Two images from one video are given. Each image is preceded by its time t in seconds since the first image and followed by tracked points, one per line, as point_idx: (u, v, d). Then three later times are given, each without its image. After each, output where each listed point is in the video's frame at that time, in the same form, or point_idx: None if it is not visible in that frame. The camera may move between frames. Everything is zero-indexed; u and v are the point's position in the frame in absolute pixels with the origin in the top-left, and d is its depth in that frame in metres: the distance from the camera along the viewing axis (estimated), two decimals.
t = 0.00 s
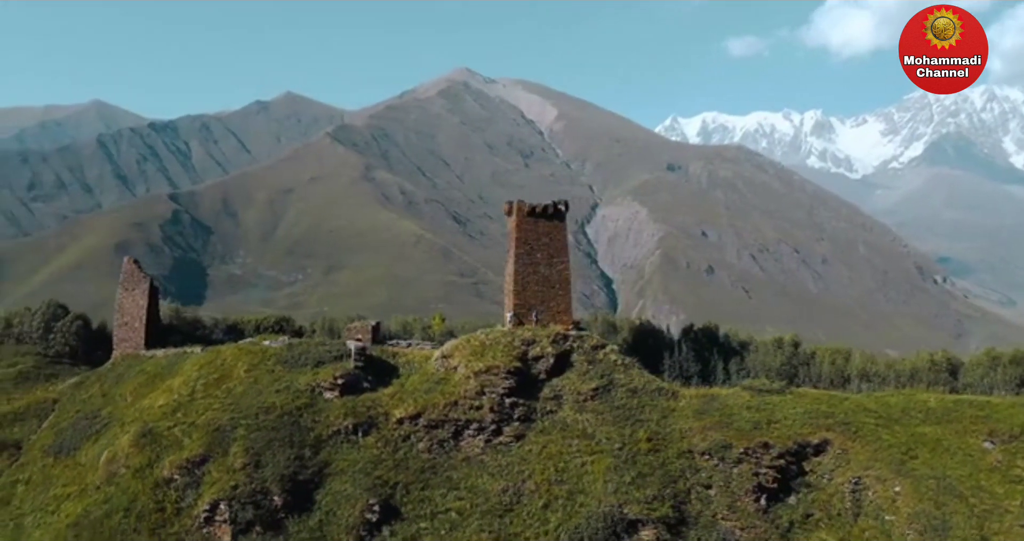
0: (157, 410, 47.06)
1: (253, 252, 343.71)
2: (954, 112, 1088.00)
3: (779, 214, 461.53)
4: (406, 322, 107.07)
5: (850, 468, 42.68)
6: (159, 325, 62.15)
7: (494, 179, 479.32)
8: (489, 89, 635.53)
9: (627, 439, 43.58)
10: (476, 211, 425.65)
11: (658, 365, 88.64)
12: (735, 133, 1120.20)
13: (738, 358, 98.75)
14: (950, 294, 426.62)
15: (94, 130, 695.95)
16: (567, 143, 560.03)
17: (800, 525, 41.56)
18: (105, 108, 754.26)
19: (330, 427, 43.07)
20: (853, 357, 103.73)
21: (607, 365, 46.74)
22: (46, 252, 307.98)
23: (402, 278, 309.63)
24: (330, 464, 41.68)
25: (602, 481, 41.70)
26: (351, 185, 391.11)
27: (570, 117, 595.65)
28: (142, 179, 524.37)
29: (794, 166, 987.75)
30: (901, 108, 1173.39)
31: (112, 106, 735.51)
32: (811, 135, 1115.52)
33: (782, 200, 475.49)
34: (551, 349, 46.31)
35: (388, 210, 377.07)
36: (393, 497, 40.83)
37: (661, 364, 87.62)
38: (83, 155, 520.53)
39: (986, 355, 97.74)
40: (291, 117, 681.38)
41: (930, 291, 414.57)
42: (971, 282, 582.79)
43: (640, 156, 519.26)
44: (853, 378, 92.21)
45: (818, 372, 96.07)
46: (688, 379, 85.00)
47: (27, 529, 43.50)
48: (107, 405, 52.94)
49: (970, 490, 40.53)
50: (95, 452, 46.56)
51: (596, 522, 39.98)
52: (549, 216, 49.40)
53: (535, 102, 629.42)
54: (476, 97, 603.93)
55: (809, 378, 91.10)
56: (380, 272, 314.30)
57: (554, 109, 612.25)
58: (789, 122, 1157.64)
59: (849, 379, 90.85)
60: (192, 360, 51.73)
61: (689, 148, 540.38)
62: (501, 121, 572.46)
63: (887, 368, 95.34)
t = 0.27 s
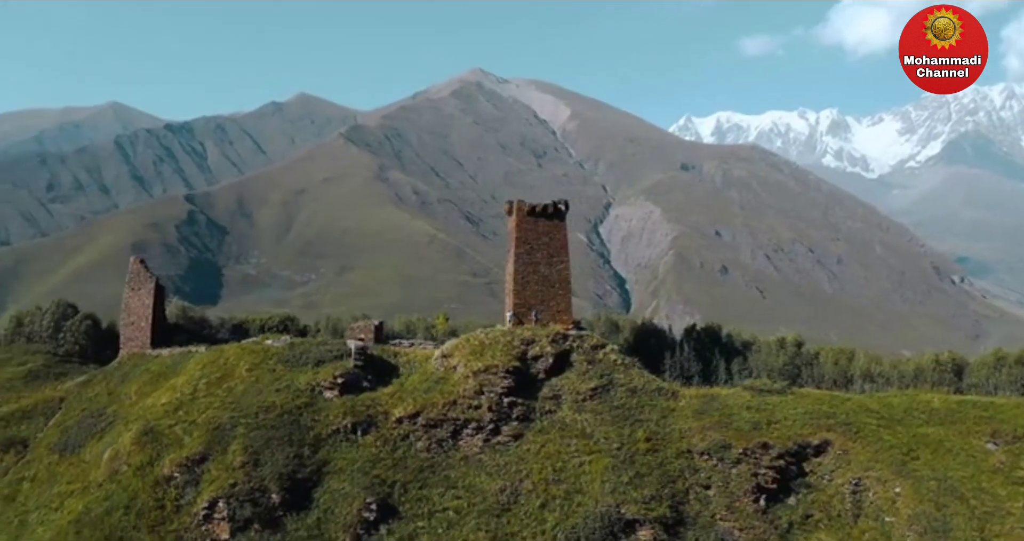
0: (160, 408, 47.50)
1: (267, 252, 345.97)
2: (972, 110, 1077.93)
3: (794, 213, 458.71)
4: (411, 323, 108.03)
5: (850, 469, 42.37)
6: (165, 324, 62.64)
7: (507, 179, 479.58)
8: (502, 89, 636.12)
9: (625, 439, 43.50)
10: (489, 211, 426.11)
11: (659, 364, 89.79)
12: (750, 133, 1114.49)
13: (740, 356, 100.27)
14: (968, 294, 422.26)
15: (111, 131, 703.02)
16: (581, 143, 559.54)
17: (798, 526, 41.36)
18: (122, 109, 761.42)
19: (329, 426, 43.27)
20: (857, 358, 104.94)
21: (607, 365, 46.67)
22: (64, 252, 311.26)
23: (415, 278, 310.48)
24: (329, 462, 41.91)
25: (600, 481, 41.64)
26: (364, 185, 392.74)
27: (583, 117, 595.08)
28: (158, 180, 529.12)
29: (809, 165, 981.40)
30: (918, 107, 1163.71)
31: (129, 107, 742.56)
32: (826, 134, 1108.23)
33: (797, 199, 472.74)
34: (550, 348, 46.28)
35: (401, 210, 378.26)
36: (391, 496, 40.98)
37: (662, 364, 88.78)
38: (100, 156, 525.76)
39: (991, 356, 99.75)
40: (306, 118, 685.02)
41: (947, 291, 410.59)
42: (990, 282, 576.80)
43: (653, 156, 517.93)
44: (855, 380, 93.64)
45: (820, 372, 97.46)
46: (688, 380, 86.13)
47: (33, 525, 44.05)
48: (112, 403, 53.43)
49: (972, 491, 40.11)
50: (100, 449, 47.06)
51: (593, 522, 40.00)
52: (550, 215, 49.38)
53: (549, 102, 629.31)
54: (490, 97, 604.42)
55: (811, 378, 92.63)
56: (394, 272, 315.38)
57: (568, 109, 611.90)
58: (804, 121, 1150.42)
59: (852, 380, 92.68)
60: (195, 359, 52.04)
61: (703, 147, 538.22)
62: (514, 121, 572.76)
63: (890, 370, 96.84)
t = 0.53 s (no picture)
0: (163, 406, 47.96)
1: (284, 252, 348.35)
2: (994, 108, 1064.15)
3: (812, 213, 455.23)
4: (412, 320, 111.69)
5: (850, 470, 42.00)
6: (172, 323, 63.16)
7: (522, 179, 479.61)
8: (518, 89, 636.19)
9: (624, 439, 43.39)
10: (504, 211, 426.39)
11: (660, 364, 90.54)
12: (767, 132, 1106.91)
13: (745, 353, 102.91)
14: (989, 293, 416.73)
15: (131, 133, 710.96)
16: (596, 142, 558.58)
17: (797, 528, 41.03)
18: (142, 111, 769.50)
19: (328, 425, 43.49)
20: (862, 358, 106.76)
21: (607, 364, 46.59)
22: (84, 252, 315.13)
23: (430, 277, 311.12)
24: (327, 461, 42.17)
25: (597, 481, 41.56)
26: (379, 185, 394.40)
27: (599, 117, 593.94)
28: (177, 180, 534.32)
29: (827, 164, 973.28)
30: (938, 105, 1151.08)
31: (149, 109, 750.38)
32: (845, 133, 1098.72)
33: (814, 199, 469.09)
34: (549, 348, 46.26)
35: (417, 210, 379.27)
36: (388, 494, 41.16)
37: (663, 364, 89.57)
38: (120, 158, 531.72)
39: (998, 356, 101.90)
40: (322, 118, 688.87)
41: (968, 291, 405.37)
42: (1012, 282, 568.88)
43: (669, 156, 515.90)
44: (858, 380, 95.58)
45: (822, 372, 99.61)
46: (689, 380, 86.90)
47: (38, 520, 44.67)
48: (118, 401, 53.97)
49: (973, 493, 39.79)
50: (104, 447, 47.59)
51: (589, 521, 39.90)
52: (550, 215, 49.36)
53: (564, 102, 628.79)
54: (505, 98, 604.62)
55: (813, 379, 94.72)
56: (409, 272, 316.31)
57: (583, 109, 611.05)
58: (822, 119, 1141.14)
59: (856, 381, 95.02)
60: (199, 358, 52.52)
61: (720, 146, 535.37)
62: (530, 121, 572.72)
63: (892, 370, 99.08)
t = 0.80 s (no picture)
0: (165, 404, 48.35)
1: (298, 252, 350.26)
2: (1014, 107, 1051.96)
3: (827, 213, 452.31)
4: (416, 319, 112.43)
5: (850, 471, 41.73)
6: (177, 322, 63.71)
7: (536, 179, 479.77)
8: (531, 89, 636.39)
9: (622, 439, 43.32)
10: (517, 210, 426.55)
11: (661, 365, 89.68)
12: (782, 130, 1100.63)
13: (749, 352, 103.45)
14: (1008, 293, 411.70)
15: (148, 135, 717.30)
16: (610, 142, 557.79)
17: (796, 529, 40.69)
18: (158, 112, 776.09)
19: (327, 424, 43.69)
20: (868, 358, 106.72)
21: (606, 364, 46.57)
22: (101, 252, 318.50)
23: (443, 277, 311.76)
24: (326, 459, 42.38)
25: (594, 481, 41.53)
26: (393, 186, 395.83)
27: (612, 116, 593.05)
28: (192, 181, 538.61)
29: (843, 164, 966.55)
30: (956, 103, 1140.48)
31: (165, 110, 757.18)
32: (861, 132, 1090.46)
33: (830, 199, 466.08)
34: (548, 348, 46.23)
35: (430, 210, 380.25)
36: (386, 494, 41.30)
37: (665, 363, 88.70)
38: (136, 159, 537.16)
39: (1005, 356, 101.55)
40: (336, 119, 691.86)
41: (986, 290, 400.83)
42: None
43: (683, 156, 514.25)
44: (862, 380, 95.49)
45: (825, 372, 99.71)
46: (692, 381, 86.27)
47: (42, 517, 45.18)
48: (124, 399, 54.48)
49: (974, 495, 39.50)
50: (107, 445, 48.12)
51: (586, 521, 39.87)
52: (550, 214, 49.33)
53: (578, 102, 628.31)
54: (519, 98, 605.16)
55: (815, 380, 95.00)
56: (422, 272, 317.08)
57: (597, 109, 610.37)
58: (838, 118, 1133.46)
59: (859, 380, 95.28)
60: (202, 357, 52.96)
61: (734, 145, 532.83)
62: (543, 121, 572.91)
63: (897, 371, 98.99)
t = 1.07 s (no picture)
0: (168, 402, 48.79)
1: (311, 252, 352.10)
2: None
3: (842, 213, 449.23)
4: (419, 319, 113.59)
5: (851, 472, 41.39)
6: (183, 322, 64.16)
7: (549, 179, 479.49)
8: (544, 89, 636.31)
9: (620, 439, 43.24)
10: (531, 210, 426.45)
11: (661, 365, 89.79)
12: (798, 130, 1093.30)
13: (750, 353, 103.89)
14: None
15: (164, 136, 723.33)
16: (623, 142, 556.61)
17: (794, 530, 40.40)
18: (175, 113, 782.48)
19: (326, 423, 43.96)
20: (871, 359, 106.68)
21: (606, 364, 46.48)
22: (118, 252, 321.51)
23: (456, 277, 312.04)
24: (324, 458, 42.61)
25: (592, 481, 41.48)
26: (406, 186, 397.06)
27: (626, 116, 591.78)
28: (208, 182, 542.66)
29: (860, 163, 958.87)
30: (974, 101, 1129.91)
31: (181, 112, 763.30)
32: (878, 131, 1081.17)
33: (845, 199, 462.85)
34: (548, 348, 46.26)
35: (443, 210, 381.00)
36: (383, 492, 41.46)
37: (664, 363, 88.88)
38: (153, 160, 541.85)
39: (1012, 357, 101.28)
40: (350, 119, 694.69)
41: (1005, 290, 396.22)
42: None
43: (697, 155, 512.08)
44: (865, 381, 95.49)
45: (828, 373, 99.74)
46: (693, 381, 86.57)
47: (47, 514, 45.71)
48: (130, 398, 54.97)
49: (975, 497, 39.24)
50: (111, 443, 48.64)
51: (583, 522, 39.83)
52: (550, 215, 49.30)
53: (591, 102, 627.41)
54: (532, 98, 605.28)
55: (817, 380, 95.12)
56: (436, 271, 317.61)
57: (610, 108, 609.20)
58: (854, 117, 1124.69)
59: (862, 381, 95.31)
60: (206, 357, 53.38)
61: (748, 145, 530.19)
62: (556, 121, 572.68)
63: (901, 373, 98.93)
